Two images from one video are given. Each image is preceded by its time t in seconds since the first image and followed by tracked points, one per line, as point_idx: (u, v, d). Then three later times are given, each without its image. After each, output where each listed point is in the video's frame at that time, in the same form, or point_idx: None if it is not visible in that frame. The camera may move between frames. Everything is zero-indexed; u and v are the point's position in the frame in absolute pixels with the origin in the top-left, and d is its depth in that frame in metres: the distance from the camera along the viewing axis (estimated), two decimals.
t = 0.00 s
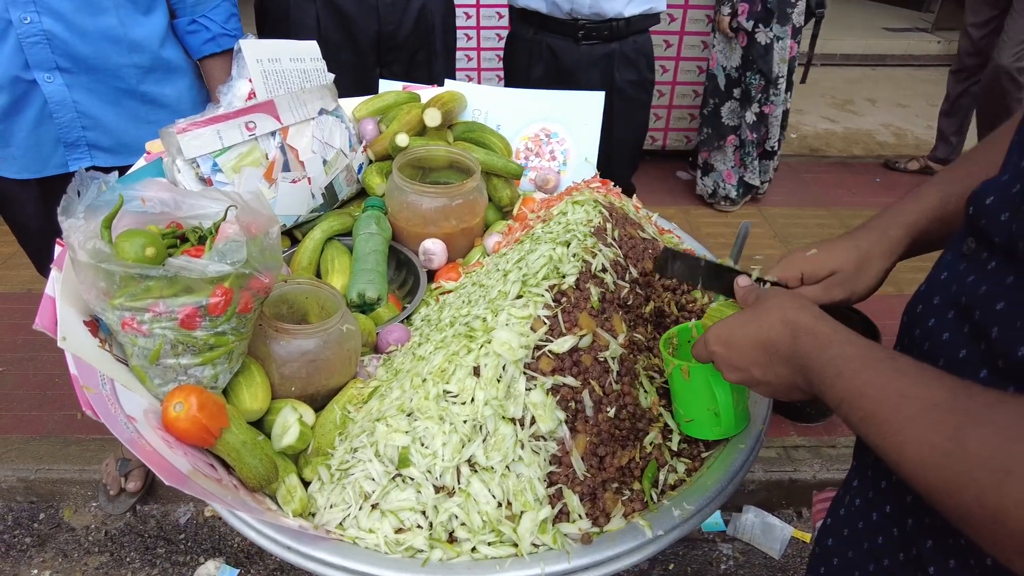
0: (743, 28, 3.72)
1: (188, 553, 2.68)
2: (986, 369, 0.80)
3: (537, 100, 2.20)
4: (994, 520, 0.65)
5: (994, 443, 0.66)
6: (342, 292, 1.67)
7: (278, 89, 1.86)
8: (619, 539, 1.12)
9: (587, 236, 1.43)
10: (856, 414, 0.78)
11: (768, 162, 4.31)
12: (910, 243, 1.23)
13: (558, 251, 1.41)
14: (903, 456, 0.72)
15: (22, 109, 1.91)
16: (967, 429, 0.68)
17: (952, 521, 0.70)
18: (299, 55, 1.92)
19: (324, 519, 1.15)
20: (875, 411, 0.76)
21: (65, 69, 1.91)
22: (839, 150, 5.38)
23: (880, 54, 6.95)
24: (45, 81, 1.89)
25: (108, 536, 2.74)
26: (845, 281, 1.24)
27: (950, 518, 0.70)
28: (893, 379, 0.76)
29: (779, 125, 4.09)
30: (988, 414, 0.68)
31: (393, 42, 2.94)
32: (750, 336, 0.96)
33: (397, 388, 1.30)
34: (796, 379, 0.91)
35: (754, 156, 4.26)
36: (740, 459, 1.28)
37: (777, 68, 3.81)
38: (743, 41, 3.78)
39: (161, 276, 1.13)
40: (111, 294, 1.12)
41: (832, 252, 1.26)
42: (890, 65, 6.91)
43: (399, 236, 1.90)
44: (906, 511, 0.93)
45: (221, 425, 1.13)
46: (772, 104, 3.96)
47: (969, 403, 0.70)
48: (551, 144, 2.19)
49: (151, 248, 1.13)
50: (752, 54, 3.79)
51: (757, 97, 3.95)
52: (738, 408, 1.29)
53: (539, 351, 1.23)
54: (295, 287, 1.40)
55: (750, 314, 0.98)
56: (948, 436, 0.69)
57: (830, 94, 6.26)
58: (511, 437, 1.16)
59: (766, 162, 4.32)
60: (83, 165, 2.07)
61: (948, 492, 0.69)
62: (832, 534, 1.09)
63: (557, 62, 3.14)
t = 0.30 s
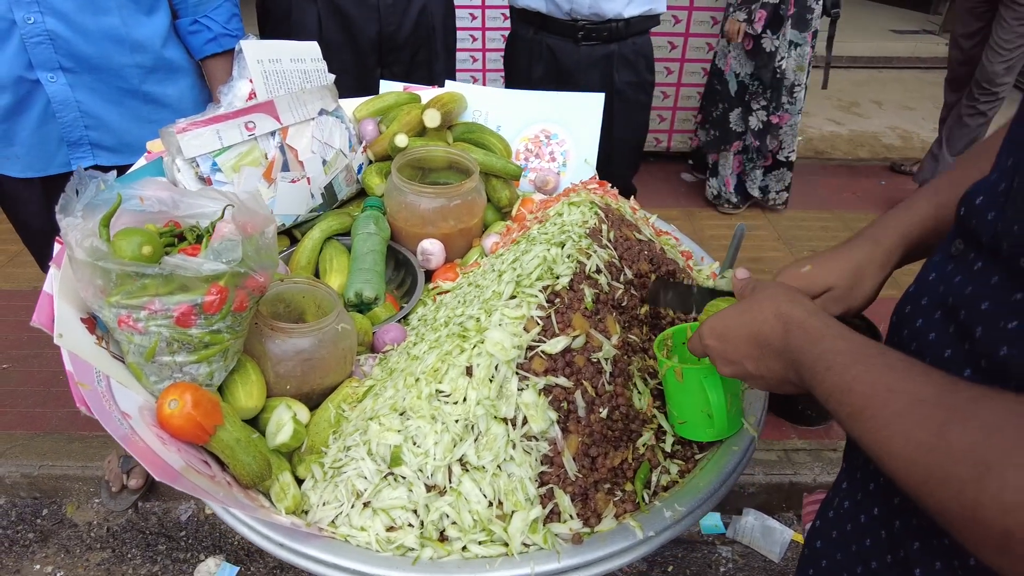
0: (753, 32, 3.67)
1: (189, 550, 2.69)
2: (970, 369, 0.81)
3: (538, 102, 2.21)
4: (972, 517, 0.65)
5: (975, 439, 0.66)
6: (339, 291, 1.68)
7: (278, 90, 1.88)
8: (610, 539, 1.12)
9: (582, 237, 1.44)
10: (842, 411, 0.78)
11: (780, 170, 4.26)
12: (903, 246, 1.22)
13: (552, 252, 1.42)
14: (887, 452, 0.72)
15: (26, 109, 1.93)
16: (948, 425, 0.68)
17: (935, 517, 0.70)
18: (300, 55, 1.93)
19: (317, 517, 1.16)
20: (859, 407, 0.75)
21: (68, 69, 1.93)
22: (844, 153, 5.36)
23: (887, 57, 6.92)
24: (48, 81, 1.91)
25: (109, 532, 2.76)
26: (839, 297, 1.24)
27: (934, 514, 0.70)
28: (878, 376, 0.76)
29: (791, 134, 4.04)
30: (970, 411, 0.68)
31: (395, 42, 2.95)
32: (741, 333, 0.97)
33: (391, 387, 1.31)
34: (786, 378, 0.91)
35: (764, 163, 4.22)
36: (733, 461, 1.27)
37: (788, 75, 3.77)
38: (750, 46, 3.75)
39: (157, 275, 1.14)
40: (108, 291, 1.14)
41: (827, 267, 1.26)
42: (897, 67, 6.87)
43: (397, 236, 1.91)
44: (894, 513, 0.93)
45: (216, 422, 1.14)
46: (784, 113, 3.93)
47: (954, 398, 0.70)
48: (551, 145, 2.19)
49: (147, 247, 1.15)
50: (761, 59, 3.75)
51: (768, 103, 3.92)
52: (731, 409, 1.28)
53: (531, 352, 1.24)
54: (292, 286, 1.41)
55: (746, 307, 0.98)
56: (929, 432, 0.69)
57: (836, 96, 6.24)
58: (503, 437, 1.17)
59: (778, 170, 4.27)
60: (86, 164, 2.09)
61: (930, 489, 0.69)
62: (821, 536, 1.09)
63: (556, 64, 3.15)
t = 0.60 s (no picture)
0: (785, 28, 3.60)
1: (191, 548, 2.70)
2: (965, 374, 0.80)
3: (541, 103, 2.21)
4: (954, 524, 0.65)
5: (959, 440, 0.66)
6: (340, 291, 1.69)
7: (281, 90, 1.89)
8: (605, 539, 1.12)
9: (580, 238, 1.44)
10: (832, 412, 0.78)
11: (794, 178, 4.20)
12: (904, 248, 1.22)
13: (550, 253, 1.42)
14: (874, 454, 0.72)
15: (32, 108, 1.95)
16: (934, 427, 0.68)
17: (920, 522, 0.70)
18: (303, 56, 1.95)
19: (313, 514, 1.16)
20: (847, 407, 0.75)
21: (74, 69, 1.94)
22: (851, 156, 5.34)
23: (894, 59, 6.89)
24: (54, 81, 1.93)
25: (113, 529, 2.77)
26: (838, 295, 1.24)
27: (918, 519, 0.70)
28: (866, 379, 0.76)
29: (810, 139, 3.98)
30: (956, 412, 0.68)
31: (397, 43, 2.96)
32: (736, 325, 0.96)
33: (388, 386, 1.32)
34: (780, 381, 0.91)
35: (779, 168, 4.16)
36: (731, 463, 1.27)
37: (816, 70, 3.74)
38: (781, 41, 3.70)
39: (156, 272, 1.15)
40: (107, 289, 1.14)
41: (825, 264, 1.26)
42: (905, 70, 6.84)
43: (399, 236, 1.92)
44: (890, 519, 0.93)
45: (214, 419, 1.15)
46: (808, 114, 3.87)
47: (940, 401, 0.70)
48: (553, 146, 2.19)
49: (147, 245, 1.16)
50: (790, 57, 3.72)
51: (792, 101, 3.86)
52: (728, 411, 1.28)
53: (528, 352, 1.24)
54: (292, 285, 1.41)
55: (742, 310, 0.98)
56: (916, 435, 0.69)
57: (842, 99, 6.22)
58: (499, 437, 1.17)
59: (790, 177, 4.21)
60: (91, 163, 2.11)
61: (919, 487, 0.69)
62: (818, 541, 1.10)
63: (556, 66, 3.16)
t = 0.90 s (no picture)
0: (802, 12, 3.49)
1: (196, 546, 2.72)
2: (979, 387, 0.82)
3: (547, 106, 2.21)
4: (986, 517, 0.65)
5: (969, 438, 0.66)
6: (345, 292, 1.70)
7: (289, 92, 1.91)
8: (606, 543, 1.12)
9: (584, 242, 1.45)
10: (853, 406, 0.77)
11: (801, 167, 4.13)
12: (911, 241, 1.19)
13: (553, 256, 1.43)
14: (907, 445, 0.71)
15: (44, 110, 1.98)
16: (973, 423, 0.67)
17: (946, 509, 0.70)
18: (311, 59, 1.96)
19: (316, 514, 1.17)
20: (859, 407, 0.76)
21: (84, 71, 1.97)
22: (859, 161, 5.31)
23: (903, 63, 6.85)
24: (65, 83, 1.95)
25: (119, 526, 2.79)
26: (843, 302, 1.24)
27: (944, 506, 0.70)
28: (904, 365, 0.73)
29: (813, 122, 3.92)
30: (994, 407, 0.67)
31: (403, 45, 2.97)
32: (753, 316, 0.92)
33: (392, 387, 1.32)
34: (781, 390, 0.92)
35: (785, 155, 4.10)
36: (733, 468, 1.26)
37: (824, 53, 3.70)
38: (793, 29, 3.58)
39: (163, 273, 1.16)
40: (116, 289, 1.16)
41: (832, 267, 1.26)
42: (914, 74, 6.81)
43: (404, 238, 1.93)
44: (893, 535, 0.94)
45: (218, 419, 1.16)
46: (814, 97, 3.83)
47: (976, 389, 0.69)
48: (559, 149, 2.20)
49: (155, 246, 1.18)
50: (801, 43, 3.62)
51: (799, 86, 3.79)
52: (731, 414, 1.27)
53: (530, 355, 1.25)
54: (297, 286, 1.42)
55: (762, 292, 0.92)
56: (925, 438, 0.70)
57: (851, 103, 6.20)
58: (501, 439, 1.18)
59: (797, 168, 4.15)
60: (101, 164, 2.13)
61: (933, 484, 0.70)
62: (818, 557, 1.07)
63: (556, 68, 3.17)
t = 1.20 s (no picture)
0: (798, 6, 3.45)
1: (204, 544, 2.74)
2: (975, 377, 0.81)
3: (556, 112, 2.23)
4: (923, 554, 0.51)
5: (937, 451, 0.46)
6: (354, 294, 1.71)
7: (301, 95, 1.93)
8: (609, 545, 1.11)
9: (591, 246, 1.47)
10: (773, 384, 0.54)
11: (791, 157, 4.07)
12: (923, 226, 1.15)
13: (560, 259, 1.44)
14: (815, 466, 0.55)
15: (59, 111, 2.01)
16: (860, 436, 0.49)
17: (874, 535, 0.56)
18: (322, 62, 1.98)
19: (322, 512, 1.18)
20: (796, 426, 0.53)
21: (99, 73, 2.00)
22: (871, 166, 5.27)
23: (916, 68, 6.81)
24: (81, 84, 1.99)
25: (128, 523, 2.82)
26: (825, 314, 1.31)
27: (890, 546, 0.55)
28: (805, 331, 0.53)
29: (808, 117, 3.83)
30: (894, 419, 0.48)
31: (412, 49, 2.99)
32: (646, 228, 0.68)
33: (398, 388, 1.33)
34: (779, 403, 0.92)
35: (785, 145, 3.95)
36: (739, 472, 1.24)
37: (822, 46, 3.59)
38: (790, 27, 3.54)
39: (175, 272, 1.18)
40: (128, 288, 1.18)
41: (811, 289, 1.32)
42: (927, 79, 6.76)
43: (413, 241, 1.93)
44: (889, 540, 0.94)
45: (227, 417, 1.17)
46: (812, 91, 3.73)
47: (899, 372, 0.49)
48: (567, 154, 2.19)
49: (167, 246, 1.20)
50: (798, 37, 3.56)
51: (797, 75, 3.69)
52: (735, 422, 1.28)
53: (536, 358, 1.26)
54: (307, 286, 1.44)
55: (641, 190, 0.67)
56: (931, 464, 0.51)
57: (863, 109, 6.16)
58: (506, 441, 1.19)
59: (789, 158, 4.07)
60: (115, 164, 2.16)
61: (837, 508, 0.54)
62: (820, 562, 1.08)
63: (565, 72, 3.18)
